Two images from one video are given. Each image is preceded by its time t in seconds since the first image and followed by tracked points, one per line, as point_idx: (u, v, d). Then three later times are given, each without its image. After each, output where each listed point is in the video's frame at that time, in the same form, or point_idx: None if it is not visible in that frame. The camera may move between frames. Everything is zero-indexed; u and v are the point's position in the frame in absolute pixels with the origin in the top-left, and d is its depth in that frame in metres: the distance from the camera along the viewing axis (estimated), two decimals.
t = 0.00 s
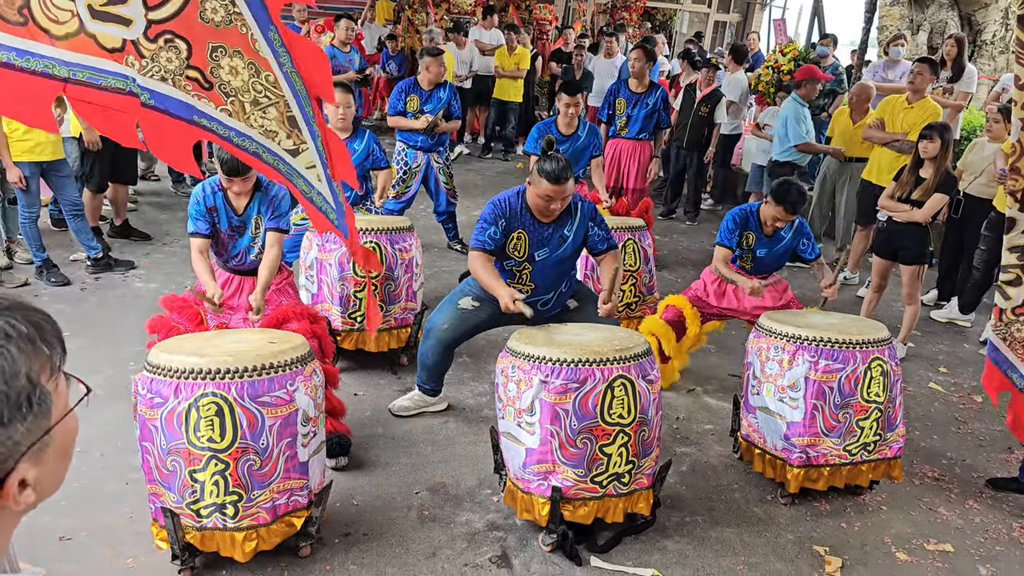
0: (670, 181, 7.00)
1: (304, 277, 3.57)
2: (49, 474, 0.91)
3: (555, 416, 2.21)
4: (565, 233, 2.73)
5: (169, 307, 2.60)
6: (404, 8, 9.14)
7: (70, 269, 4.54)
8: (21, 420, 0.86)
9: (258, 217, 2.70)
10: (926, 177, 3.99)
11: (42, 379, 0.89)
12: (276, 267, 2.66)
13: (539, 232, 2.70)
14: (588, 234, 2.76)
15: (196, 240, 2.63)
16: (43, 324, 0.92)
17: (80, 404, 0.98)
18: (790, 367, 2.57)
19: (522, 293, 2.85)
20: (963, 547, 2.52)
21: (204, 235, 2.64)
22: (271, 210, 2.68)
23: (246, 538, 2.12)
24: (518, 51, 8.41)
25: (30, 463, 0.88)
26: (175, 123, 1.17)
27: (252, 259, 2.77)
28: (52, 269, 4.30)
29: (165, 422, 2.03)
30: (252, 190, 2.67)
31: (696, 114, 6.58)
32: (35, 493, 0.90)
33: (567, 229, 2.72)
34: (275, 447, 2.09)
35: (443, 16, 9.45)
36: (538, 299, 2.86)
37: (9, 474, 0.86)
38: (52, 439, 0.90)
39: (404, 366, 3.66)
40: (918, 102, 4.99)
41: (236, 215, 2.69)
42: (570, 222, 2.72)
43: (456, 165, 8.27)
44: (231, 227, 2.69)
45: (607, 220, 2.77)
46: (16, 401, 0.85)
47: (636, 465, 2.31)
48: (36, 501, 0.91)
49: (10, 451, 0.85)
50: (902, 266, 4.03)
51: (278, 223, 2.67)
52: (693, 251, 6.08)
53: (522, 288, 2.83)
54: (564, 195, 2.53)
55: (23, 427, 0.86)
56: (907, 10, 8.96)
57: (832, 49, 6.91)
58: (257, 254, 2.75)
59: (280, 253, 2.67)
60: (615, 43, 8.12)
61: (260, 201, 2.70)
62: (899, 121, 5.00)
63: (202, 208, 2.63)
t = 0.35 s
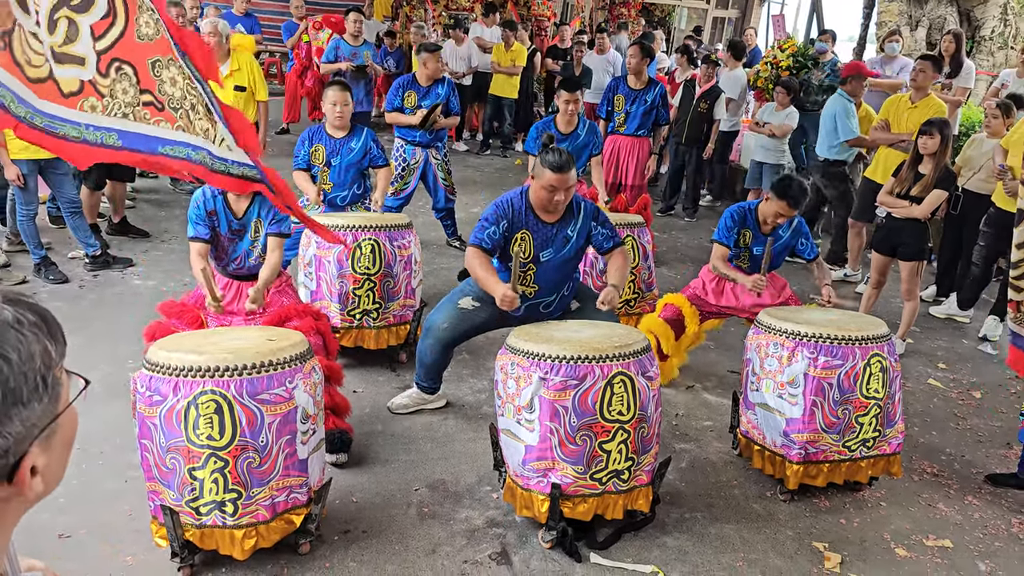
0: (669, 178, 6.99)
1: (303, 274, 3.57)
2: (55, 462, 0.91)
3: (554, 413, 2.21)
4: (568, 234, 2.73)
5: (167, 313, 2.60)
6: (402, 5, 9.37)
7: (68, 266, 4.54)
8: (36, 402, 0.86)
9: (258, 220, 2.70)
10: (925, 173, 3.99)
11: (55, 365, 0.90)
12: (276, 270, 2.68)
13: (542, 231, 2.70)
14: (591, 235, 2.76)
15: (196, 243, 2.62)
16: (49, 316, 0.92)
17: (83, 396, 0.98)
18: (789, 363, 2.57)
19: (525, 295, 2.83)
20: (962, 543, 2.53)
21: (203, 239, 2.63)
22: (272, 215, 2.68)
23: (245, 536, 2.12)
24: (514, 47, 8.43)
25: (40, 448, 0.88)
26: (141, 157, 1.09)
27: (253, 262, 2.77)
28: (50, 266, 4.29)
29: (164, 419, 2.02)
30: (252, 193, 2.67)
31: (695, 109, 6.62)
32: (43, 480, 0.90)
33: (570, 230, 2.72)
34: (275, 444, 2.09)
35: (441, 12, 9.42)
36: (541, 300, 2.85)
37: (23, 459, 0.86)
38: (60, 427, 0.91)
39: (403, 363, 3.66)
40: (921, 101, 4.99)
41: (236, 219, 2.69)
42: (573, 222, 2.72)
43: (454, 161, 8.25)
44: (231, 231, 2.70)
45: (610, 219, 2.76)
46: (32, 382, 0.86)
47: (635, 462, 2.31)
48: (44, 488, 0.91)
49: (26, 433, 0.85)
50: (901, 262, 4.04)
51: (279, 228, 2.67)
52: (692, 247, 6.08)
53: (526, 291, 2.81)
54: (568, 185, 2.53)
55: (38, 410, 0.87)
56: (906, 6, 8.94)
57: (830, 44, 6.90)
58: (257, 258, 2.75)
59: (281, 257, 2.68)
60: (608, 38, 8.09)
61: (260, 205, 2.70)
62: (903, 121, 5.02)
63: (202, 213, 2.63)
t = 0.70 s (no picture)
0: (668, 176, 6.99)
1: (303, 272, 3.56)
2: (55, 449, 0.91)
3: (554, 411, 2.21)
4: (579, 197, 2.72)
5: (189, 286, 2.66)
6: (400, 4, 9.54)
7: (67, 264, 4.54)
8: (40, 384, 0.86)
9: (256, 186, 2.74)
10: (925, 171, 3.98)
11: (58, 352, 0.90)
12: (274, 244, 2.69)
13: (554, 193, 2.68)
14: (600, 202, 2.75)
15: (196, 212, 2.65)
16: (52, 305, 0.92)
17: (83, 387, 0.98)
18: (789, 361, 2.57)
19: (534, 259, 2.79)
20: (962, 541, 2.53)
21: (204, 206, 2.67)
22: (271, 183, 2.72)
23: (245, 534, 2.12)
24: (510, 45, 8.42)
25: (41, 434, 0.88)
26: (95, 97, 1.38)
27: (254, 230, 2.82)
28: (49, 265, 4.29)
29: (164, 418, 2.03)
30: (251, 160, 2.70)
31: (695, 107, 6.57)
32: (44, 467, 0.89)
33: (581, 192, 2.71)
34: (275, 442, 2.09)
35: (439, 10, 9.38)
36: (550, 266, 2.80)
37: (24, 443, 0.86)
38: (60, 414, 0.90)
39: (403, 362, 3.66)
40: (922, 99, 4.96)
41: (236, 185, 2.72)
42: (584, 185, 2.72)
43: (454, 160, 8.24)
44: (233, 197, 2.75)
45: (620, 189, 2.76)
46: (35, 364, 0.86)
47: (635, 460, 2.31)
48: (45, 476, 0.90)
49: (28, 414, 0.85)
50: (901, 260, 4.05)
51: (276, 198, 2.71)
52: (691, 245, 6.08)
53: (535, 255, 2.77)
54: (579, 141, 2.52)
55: (41, 392, 0.86)
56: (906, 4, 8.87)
57: (830, 42, 6.88)
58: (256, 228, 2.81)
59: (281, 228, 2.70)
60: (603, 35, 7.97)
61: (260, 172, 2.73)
62: (902, 121, 4.99)
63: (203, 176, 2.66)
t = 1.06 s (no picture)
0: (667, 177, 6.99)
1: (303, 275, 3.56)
2: (56, 448, 0.90)
3: (553, 413, 2.21)
4: (573, 197, 2.71)
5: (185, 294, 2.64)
6: (399, 5, 9.55)
7: (66, 266, 4.53)
8: (41, 381, 0.86)
9: (251, 190, 2.66)
10: (924, 172, 3.98)
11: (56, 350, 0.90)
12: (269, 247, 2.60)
13: (548, 195, 2.68)
14: (595, 202, 2.75)
15: (191, 216, 2.57)
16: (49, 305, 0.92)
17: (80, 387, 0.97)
18: (788, 362, 2.57)
19: (532, 263, 2.80)
20: (961, 542, 2.53)
21: (199, 211, 2.58)
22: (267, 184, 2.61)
23: (244, 536, 2.12)
24: (505, 46, 8.43)
25: (42, 432, 0.88)
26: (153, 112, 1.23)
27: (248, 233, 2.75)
28: (47, 267, 4.29)
29: (163, 420, 2.02)
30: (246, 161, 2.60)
31: (693, 108, 6.58)
32: (46, 465, 0.89)
33: (575, 192, 2.71)
34: (274, 444, 2.09)
35: (437, 12, 9.43)
36: (549, 271, 2.81)
37: (26, 442, 0.85)
38: (59, 412, 0.90)
39: (402, 363, 3.66)
40: (915, 98, 4.99)
41: (229, 188, 2.63)
42: (577, 185, 2.71)
43: (452, 161, 8.25)
44: (224, 201, 2.65)
45: (612, 189, 2.76)
46: (35, 362, 0.85)
47: (634, 461, 2.31)
48: (47, 475, 0.90)
49: (31, 411, 0.85)
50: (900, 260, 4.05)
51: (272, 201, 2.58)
52: (690, 246, 6.09)
53: (533, 259, 2.78)
54: (571, 144, 2.53)
55: (42, 389, 0.86)
56: (903, 5, 8.85)
57: (828, 44, 6.89)
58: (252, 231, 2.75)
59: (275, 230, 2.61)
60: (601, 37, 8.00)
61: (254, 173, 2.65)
62: (896, 120, 5.03)
63: (195, 182, 2.56)
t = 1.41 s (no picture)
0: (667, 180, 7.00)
1: (302, 278, 3.55)
2: (53, 450, 0.90)
3: (554, 416, 2.21)
4: (573, 202, 2.72)
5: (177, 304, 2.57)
6: (399, 9, 9.52)
7: (66, 272, 4.53)
8: (36, 383, 0.86)
9: (249, 200, 2.66)
10: (923, 174, 3.99)
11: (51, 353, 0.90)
12: (267, 258, 2.65)
13: (549, 201, 2.69)
14: (595, 207, 2.76)
15: (186, 227, 2.59)
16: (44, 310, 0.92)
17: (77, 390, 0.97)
18: (789, 365, 2.57)
19: (537, 270, 2.78)
20: (963, 544, 2.53)
21: (193, 223, 2.60)
22: (265, 196, 2.64)
23: (245, 541, 2.12)
24: (504, 50, 8.46)
25: (38, 434, 0.87)
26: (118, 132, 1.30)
27: (246, 243, 2.74)
28: (47, 272, 4.28)
29: (163, 425, 2.02)
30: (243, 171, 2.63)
31: (692, 112, 6.59)
32: (43, 468, 0.88)
33: (575, 198, 2.72)
34: (274, 449, 2.08)
35: (437, 16, 9.43)
36: (553, 276, 2.79)
37: (21, 444, 0.85)
38: (55, 415, 0.90)
39: (403, 367, 3.66)
40: (912, 100, 4.98)
41: (226, 199, 2.65)
42: (577, 190, 2.72)
43: (452, 165, 8.26)
44: (220, 212, 2.66)
45: (612, 191, 2.76)
46: (30, 363, 0.85)
47: (635, 465, 2.30)
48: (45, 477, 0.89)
49: (25, 413, 0.85)
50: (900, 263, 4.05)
51: (271, 212, 2.64)
52: (690, 249, 6.09)
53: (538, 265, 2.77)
54: (571, 151, 2.53)
55: (37, 392, 0.86)
56: (902, 7, 8.85)
57: (827, 46, 6.90)
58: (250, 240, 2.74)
59: (272, 243, 2.65)
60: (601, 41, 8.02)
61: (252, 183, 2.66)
62: (892, 120, 5.01)
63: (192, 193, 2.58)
